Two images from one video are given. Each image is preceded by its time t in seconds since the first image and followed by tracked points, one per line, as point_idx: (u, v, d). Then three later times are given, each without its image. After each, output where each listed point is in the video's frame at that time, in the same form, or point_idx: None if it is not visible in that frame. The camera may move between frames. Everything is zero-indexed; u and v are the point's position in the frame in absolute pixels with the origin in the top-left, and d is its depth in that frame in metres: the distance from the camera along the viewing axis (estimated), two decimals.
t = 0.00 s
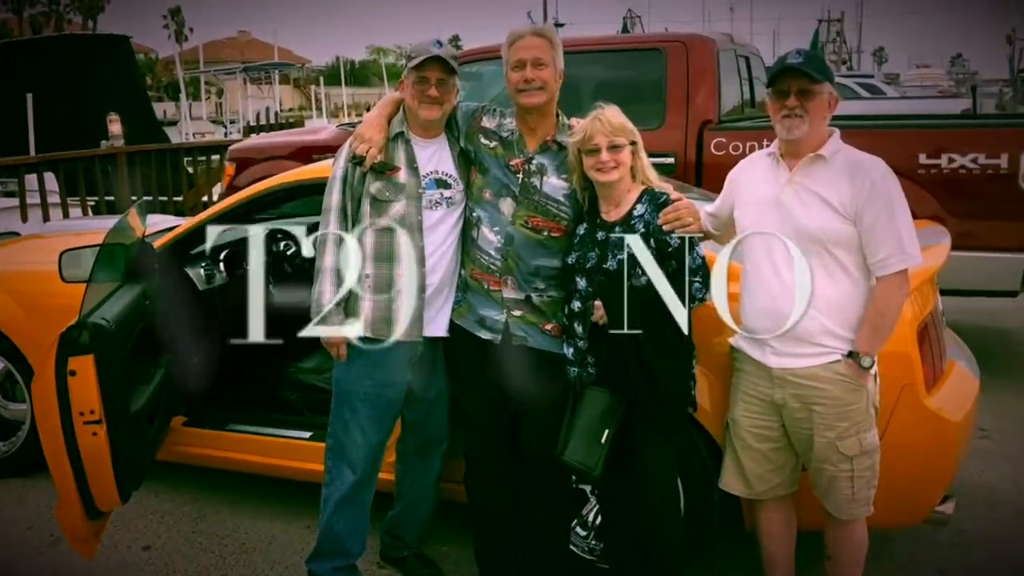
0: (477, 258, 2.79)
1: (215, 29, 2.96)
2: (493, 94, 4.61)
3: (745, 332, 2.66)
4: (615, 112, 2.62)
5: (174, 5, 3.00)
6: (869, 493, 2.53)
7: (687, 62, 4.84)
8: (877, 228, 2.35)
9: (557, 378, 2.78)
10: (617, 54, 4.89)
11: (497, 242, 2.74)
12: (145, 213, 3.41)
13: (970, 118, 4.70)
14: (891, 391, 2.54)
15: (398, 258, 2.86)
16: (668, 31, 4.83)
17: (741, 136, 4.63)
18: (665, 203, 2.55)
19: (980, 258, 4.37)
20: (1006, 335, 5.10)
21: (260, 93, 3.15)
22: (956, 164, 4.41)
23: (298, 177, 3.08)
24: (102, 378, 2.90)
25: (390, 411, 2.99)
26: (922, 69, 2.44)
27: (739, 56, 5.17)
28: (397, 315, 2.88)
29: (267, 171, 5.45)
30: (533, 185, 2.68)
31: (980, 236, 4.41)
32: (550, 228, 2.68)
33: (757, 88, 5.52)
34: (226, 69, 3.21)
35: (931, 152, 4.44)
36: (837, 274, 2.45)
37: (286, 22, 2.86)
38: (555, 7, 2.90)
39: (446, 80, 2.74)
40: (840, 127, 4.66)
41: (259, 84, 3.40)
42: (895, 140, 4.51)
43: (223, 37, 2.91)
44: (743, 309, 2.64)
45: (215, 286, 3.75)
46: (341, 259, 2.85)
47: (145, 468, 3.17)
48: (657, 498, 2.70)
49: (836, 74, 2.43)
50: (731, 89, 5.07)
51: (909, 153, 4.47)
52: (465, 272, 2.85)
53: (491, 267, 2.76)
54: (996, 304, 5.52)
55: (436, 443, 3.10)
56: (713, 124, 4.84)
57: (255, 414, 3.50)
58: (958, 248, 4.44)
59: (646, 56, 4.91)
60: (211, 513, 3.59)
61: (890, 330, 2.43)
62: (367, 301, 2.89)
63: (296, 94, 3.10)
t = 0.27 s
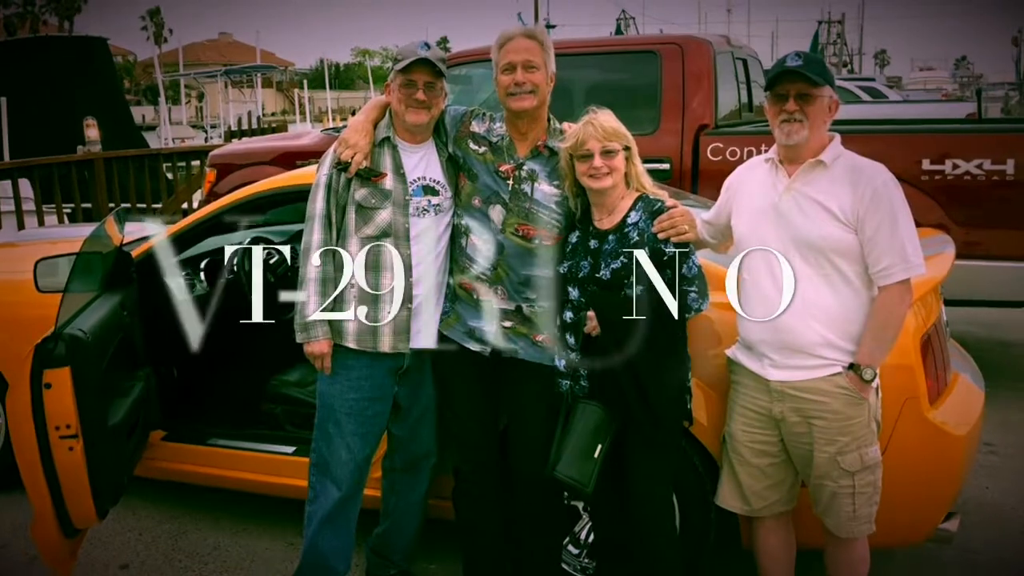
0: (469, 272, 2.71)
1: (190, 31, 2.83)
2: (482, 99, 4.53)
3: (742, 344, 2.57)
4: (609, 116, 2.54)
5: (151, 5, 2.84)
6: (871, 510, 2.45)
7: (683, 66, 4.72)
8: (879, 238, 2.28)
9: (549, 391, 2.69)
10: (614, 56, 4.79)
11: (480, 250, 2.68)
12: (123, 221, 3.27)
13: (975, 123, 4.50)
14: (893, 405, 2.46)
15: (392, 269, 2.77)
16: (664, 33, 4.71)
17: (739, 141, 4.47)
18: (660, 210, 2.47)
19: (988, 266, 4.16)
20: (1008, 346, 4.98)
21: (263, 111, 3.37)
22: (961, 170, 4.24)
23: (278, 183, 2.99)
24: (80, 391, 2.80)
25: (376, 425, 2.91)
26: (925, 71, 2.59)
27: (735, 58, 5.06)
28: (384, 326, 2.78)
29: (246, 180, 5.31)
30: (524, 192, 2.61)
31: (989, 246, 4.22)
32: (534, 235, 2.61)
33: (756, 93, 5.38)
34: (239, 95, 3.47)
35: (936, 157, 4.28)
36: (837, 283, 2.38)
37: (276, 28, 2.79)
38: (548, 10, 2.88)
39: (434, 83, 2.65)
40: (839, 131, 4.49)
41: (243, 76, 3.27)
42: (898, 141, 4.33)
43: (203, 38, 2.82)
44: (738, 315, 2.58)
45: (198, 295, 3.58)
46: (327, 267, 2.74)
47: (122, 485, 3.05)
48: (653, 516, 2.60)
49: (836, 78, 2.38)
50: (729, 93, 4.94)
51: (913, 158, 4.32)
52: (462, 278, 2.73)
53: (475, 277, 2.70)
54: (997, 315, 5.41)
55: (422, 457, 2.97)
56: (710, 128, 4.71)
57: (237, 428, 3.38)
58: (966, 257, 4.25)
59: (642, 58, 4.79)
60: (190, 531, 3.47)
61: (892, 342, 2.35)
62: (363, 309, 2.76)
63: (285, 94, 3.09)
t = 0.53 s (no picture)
0: (467, 281, 2.58)
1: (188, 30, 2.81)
2: (472, 104, 4.46)
3: (740, 356, 2.50)
4: (602, 120, 2.46)
5: (130, 6, 2.78)
6: (872, 528, 2.37)
7: (679, 69, 4.63)
8: (880, 246, 2.21)
9: (541, 405, 2.61)
10: (608, 58, 4.69)
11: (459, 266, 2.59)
12: (101, 229, 3.15)
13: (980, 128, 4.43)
14: (895, 417, 2.38)
15: (387, 273, 2.67)
16: (660, 35, 4.62)
17: (736, 145, 4.39)
18: (655, 217, 2.40)
19: (992, 275, 4.04)
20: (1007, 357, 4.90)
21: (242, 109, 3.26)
22: (965, 176, 4.12)
23: (265, 189, 2.87)
24: (57, 402, 2.70)
25: (362, 439, 2.81)
26: (929, 74, 2.57)
27: (733, 61, 4.97)
28: (370, 337, 2.69)
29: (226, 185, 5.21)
30: (515, 199, 2.54)
31: (994, 254, 4.09)
32: (495, 244, 2.56)
33: (751, 98, 5.29)
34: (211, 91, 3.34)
35: (938, 163, 4.17)
36: (838, 293, 2.30)
37: (275, 29, 2.72)
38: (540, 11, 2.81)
39: (422, 87, 2.57)
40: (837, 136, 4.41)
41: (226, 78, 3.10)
42: (897, 147, 4.24)
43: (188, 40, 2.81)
44: (737, 326, 2.49)
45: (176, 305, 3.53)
46: (311, 277, 2.64)
47: (99, 501, 2.94)
48: (648, 535, 2.51)
49: (837, 81, 2.32)
50: (725, 96, 4.86)
51: (915, 164, 4.22)
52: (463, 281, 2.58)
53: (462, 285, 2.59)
54: (992, 325, 5.36)
55: (410, 471, 2.89)
56: (705, 133, 4.64)
57: (218, 442, 3.28)
58: (968, 265, 4.13)
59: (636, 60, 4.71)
60: (169, 549, 3.36)
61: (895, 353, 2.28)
62: (366, 303, 2.68)
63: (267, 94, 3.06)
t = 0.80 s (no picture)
0: (467, 282, 2.50)
1: (170, 31, 2.72)
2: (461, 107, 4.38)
3: (737, 367, 2.42)
4: (595, 125, 2.39)
5: (110, 7, 2.69)
6: (874, 545, 2.30)
7: (674, 70, 4.51)
8: (882, 253, 2.14)
9: (533, 418, 2.53)
10: (600, 60, 4.60)
11: (459, 270, 2.51)
12: (79, 236, 3.04)
13: (982, 133, 4.38)
14: (898, 430, 2.31)
15: (388, 272, 2.59)
16: (655, 37, 4.52)
17: (734, 150, 4.30)
18: (650, 224, 2.34)
19: (996, 284, 4.01)
20: (1009, 366, 4.84)
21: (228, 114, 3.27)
22: (970, 182, 4.05)
23: (249, 196, 2.79)
24: (33, 416, 2.61)
25: (347, 454, 2.72)
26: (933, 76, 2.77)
27: (730, 64, 4.89)
28: (356, 347, 2.61)
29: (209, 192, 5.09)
30: (505, 205, 2.46)
31: (998, 262, 4.06)
32: (502, 249, 2.45)
33: (748, 101, 5.22)
34: (206, 101, 3.51)
35: (942, 169, 4.08)
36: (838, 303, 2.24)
37: (273, 29, 2.66)
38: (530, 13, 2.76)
39: (409, 90, 2.49)
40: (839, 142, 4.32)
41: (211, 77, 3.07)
42: (899, 152, 4.16)
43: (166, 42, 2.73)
44: (734, 337, 2.43)
45: (156, 315, 3.43)
46: (295, 286, 2.56)
47: (77, 518, 2.83)
48: (644, 554, 2.42)
49: (837, 84, 2.26)
50: (723, 99, 4.77)
51: (918, 170, 4.13)
52: (463, 283, 2.50)
53: (462, 287, 2.51)
54: (990, 334, 5.29)
55: (398, 487, 2.80)
56: (703, 137, 4.52)
57: (201, 456, 3.19)
58: (973, 274, 4.10)
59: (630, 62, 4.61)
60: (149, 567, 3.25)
61: (897, 365, 2.21)
62: (366, 303, 2.60)
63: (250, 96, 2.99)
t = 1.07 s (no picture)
0: (464, 282, 2.41)
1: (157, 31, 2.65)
2: (450, 111, 4.29)
3: (734, 379, 2.35)
4: (589, 129, 2.32)
5: (88, 8, 2.66)
6: (874, 560, 2.25)
7: (670, 73, 4.40)
8: (884, 261, 2.08)
9: (524, 432, 2.46)
10: (595, 63, 4.46)
11: (455, 275, 2.42)
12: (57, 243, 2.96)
13: (985, 137, 4.29)
14: (900, 443, 2.24)
15: (392, 275, 2.53)
16: (650, 38, 4.40)
17: (731, 156, 4.22)
18: (645, 230, 2.27)
19: (998, 295, 3.89)
20: (1013, 376, 4.73)
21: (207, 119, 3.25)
22: (974, 188, 3.96)
23: (229, 202, 2.71)
24: (10, 428, 2.55)
25: (333, 469, 2.64)
26: (936, 80, 2.63)
27: (728, 66, 4.76)
28: (342, 359, 2.54)
29: (189, 199, 4.98)
30: (496, 212, 2.40)
31: (1002, 271, 3.95)
32: (506, 258, 2.40)
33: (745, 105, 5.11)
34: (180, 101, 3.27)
35: (945, 174, 3.99)
36: (839, 312, 2.18)
37: (274, 29, 2.60)
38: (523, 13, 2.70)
39: (398, 93, 2.42)
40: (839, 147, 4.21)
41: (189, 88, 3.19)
42: (901, 158, 4.06)
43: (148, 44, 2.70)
44: (731, 349, 2.34)
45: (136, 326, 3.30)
46: (281, 295, 2.50)
47: (54, 535, 2.73)
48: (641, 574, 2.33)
49: (837, 88, 2.20)
50: (720, 102, 4.67)
51: (920, 175, 4.03)
52: (461, 282, 2.41)
53: (460, 287, 2.42)
54: (990, 344, 5.20)
55: (386, 503, 2.72)
56: (699, 142, 4.44)
57: (183, 471, 3.09)
58: (977, 282, 3.97)
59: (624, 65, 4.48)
60: None
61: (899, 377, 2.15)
62: (369, 302, 2.52)
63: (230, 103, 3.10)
